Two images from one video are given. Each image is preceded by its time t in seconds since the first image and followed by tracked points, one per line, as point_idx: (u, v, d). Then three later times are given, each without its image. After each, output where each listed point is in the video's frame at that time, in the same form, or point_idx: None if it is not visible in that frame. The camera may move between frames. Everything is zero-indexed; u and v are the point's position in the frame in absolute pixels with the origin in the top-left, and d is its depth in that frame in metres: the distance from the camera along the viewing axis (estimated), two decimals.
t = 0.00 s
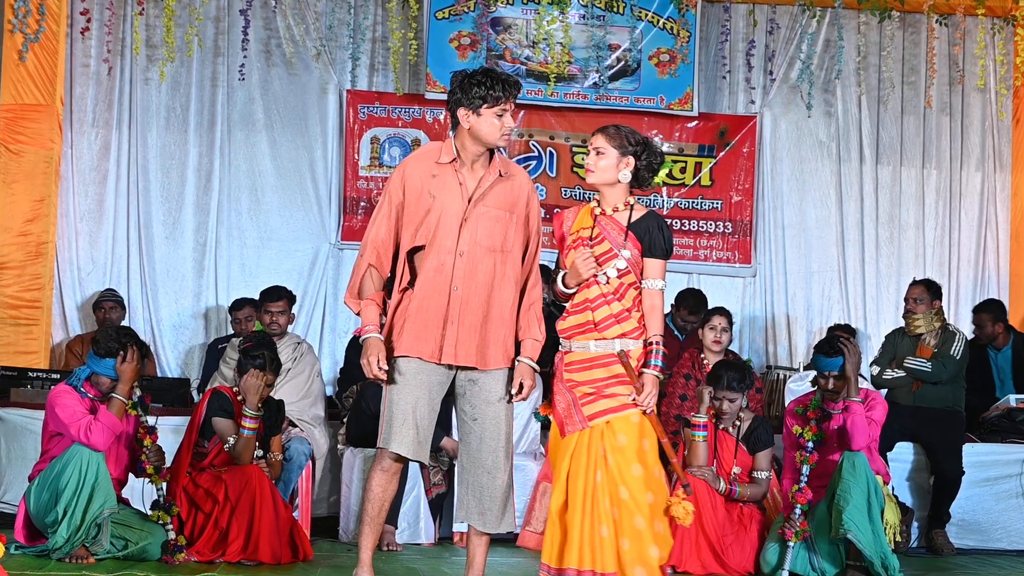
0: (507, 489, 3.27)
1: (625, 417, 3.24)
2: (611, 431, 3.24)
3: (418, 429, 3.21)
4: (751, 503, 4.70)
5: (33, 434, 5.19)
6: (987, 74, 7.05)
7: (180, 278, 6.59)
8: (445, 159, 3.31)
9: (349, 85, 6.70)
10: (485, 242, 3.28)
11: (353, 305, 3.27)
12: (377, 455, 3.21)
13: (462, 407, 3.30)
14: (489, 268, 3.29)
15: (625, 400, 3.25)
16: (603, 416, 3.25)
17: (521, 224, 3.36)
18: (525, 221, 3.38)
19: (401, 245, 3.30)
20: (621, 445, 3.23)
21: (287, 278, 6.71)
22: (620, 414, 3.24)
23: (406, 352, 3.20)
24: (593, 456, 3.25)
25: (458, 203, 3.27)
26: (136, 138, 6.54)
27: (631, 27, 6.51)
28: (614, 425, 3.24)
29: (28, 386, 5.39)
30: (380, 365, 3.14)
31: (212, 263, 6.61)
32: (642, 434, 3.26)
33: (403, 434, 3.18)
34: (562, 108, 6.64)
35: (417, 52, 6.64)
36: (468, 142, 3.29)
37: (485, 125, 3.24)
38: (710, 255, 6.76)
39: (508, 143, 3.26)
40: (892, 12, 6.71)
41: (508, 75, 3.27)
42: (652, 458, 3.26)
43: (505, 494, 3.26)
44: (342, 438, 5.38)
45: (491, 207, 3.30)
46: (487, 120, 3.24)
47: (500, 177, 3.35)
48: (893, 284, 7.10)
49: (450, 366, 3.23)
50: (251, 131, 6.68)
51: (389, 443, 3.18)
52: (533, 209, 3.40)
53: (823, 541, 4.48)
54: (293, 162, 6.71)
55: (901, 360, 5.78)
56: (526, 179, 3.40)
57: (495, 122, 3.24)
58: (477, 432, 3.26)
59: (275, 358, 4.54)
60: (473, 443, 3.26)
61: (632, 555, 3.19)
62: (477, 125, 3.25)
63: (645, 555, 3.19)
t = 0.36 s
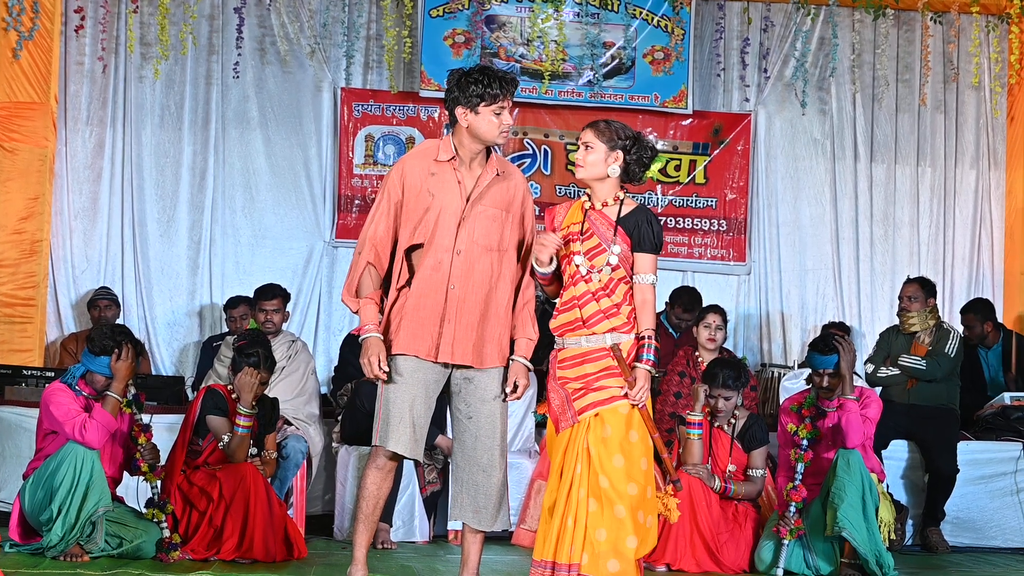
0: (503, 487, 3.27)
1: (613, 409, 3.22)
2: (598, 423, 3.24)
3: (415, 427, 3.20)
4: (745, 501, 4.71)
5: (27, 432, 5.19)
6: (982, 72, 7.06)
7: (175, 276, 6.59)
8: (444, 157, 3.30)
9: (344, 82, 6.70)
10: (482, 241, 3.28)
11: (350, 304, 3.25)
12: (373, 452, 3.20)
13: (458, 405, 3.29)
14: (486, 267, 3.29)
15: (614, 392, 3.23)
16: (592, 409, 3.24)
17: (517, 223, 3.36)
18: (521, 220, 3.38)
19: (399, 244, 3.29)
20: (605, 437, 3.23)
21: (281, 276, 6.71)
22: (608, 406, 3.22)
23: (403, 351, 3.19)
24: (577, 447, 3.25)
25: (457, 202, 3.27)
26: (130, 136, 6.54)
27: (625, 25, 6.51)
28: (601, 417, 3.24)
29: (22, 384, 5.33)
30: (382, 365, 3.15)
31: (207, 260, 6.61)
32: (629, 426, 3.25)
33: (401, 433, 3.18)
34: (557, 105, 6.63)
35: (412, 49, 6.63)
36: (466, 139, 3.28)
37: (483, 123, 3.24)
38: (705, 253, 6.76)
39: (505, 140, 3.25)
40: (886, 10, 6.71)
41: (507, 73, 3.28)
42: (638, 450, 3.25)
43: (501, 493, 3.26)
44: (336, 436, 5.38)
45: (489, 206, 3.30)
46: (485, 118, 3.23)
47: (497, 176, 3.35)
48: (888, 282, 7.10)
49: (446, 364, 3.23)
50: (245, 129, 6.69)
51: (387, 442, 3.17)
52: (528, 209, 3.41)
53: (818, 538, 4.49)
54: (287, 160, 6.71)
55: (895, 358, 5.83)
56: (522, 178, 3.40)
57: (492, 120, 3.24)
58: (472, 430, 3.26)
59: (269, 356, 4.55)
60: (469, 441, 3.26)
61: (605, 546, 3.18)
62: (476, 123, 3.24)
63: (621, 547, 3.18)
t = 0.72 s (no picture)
0: (502, 486, 3.26)
1: (614, 410, 3.22)
2: (600, 425, 3.23)
3: (418, 426, 3.20)
4: (746, 500, 4.70)
5: (28, 431, 5.19)
6: (982, 70, 7.06)
7: (175, 275, 6.59)
8: (448, 155, 3.31)
9: (344, 81, 6.70)
10: (485, 240, 3.28)
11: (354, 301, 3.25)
12: (373, 450, 3.20)
13: (458, 404, 3.28)
14: (488, 267, 3.29)
15: (614, 392, 3.22)
16: (590, 410, 3.24)
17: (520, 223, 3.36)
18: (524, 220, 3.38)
19: (403, 241, 3.29)
20: (610, 439, 3.21)
21: (281, 275, 6.71)
22: (609, 407, 3.22)
23: (406, 348, 3.19)
24: (582, 451, 3.24)
25: (461, 200, 3.28)
26: (131, 135, 6.54)
27: (626, 24, 6.51)
28: (603, 418, 3.23)
29: (24, 383, 5.38)
30: (387, 366, 3.16)
31: (207, 259, 6.62)
32: (633, 426, 3.23)
33: (403, 432, 3.18)
34: (557, 104, 6.63)
35: (412, 48, 6.64)
36: (468, 137, 3.28)
37: (485, 121, 3.23)
38: (705, 251, 6.76)
39: (507, 138, 3.25)
40: (887, 8, 6.71)
41: (507, 70, 3.28)
42: (643, 451, 3.23)
43: (501, 492, 3.26)
44: (336, 435, 5.38)
45: (493, 206, 3.30)
46: (486, 116, 3.23)
47: (501, 176, 3.36)
48: (889, 280, 7.10)
49: (447, 362, 3.23)
50: (246, 128, 6.69)
51: (389, 441, 3.17)
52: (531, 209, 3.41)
53: (820, 537, 4.48)
54: (288, 159, 6.71)
55: (896, 356, 5.82)
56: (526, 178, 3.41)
57: (494, 117, 3.24)
58: (473, 430, 3.25)
59: (271, 355, 4.55)
60: (469, 440, 3.25)
61: (615, 549, 3.17)
62: (477, 122, 3.24)
63: (630, 550, 3.17)
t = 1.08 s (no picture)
0: (505, 487, 3.26)
1: (613, 412, 3.21)
2: (599, 426, 3.22)
3: (422, 426, 3.20)
4: (748, 501, 4.70)
5: (30, 432, 5.19)
6: (984, 70, 7.05)
7: (178, 275, 6.59)
8: (454, 155, 3.31)
9: (346, 81, 6.69)
10: (491, 240, 3.28)
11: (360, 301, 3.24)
12: (378, 451, 3.20)
13: (462, 405, 3.28)
14: (494, 266, 3.29)
15: (612, 393, 3.21)
16: (589, 411, 3.23)
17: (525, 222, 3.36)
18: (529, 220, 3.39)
19: (409, 240, 3.29)
20: (609, 441, 3.21)
21: (283, 275, 6.71)
22: (608, 409, 3.21)
23: (411, 347, 3.20)
24: (582, 452, 3.24)
25: (467, 200, 3.28)
26: (133, 136, 6.54)
27: (628, 24, 6.51)
28: (602, 420, 3.22)
29: (25, 383, 5.39)
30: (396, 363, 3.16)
31: (209, 259, 6.62)
32: (633, 428, 3.22)
33: (408, 432, 3.18)
34: (559, 104, 6.63)
35: (414, 49, 6.64)
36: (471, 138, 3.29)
37: (485, 123, 3.24)
38: (707, 251, 6.76)
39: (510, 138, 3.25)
40: (889, 8, 6.71)
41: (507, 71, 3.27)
42: (644, 453, 3.22)
43: (504, 493, 3.25)
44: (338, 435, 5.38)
45: (499, 205, 3.30)
46: (486, 118, 3.23)
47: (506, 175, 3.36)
48: (891, 280, 7.10)
49: (453, 362, 3.24)
50: (247, 128, 6.68)
51: (394, 442, 3.17)
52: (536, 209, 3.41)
53: (822, 537, 4.48)
54: (290, 160, 6.71)
55: (898, 356, 5.83)
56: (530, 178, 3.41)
57: (493, 119, 3.24)
58: (476, 430, 3.24)
59: (272, 356, 4.55)
60: (472, 440, 3.24)
61: (615, 552, 3.16)
62: (478, 124, 3.25)
63: (630, 553, 3.16)
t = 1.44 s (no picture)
0: (511, 490, 3.26)
1: (610, 416, 3.20)
2: (597, 430, 3.21)
3: (428, 428, 3.20)
4: (753, 503, 4.69)
5: (34, 434, 5.19)
6: (988, 73, 7.05)
7: (182, 277, 6.60)
8: (460, 156, 3.31)
9: (349, 84, 6.71)
10: (499, 240, 3.29)
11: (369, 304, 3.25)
12: (383, 452, 3.21)
13: (468, 407, 3.28)
14: (502, 266, 3.29)
15: (609, 396, 3.20)
16: (589, 414, 3.22)
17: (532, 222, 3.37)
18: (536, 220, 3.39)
19: (417, 242, 3.29)
20: (607, 444, 3.19)
21: (287, 278, 6.71)
22: (605, 412, 3.20)
23: (420, 348, 3.20)
24: (581, 455, 3.23)
25: (474, 201, 3.28)
26: (137, 138, 6.54)
27: (631, 26, 6.52)
28: (601, 423, 3.21)
29: (30, 385, 5.38)
30: (405, 366, 3.14)
31: (213, 262, 6.61)
32: (632, 431, 3.20)
33: (414, 434, 3.18)
34: (563, 106, 6.63)
35: (418, 51, 6.64)
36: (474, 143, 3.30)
37: (485, 128, 3.25)
38: (711, 254, 6.76)
39: (511, 141, 3.26)
40: (893, 10, 6.71)
41: (505, 74, 3.27)
42: (643, 457, 3.19)
43: (510, 495, 3.25)
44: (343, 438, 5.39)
45: (506, 206, 3.31)
46: (485, 123, 3.24)
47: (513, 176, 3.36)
48: (895, 283, 7.09)
49: (460, 362, 3.24)
50: (251, 130, 6.69)
51: (400, 444, 3.17)
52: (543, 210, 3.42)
53: (825, 539, 4.48)
54: (294, 162, 6.71)
55: (902, 359, 5.79)
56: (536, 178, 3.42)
57: (492, 123, 3.24)
58: (482, 433, 3.24)
59: (276, 358, 4.54)
60: (479, 443, 3.24)
61: (615, 555, 3.15)
62: (478, 129, 3.26)
63: (629, 558, 3.14)
